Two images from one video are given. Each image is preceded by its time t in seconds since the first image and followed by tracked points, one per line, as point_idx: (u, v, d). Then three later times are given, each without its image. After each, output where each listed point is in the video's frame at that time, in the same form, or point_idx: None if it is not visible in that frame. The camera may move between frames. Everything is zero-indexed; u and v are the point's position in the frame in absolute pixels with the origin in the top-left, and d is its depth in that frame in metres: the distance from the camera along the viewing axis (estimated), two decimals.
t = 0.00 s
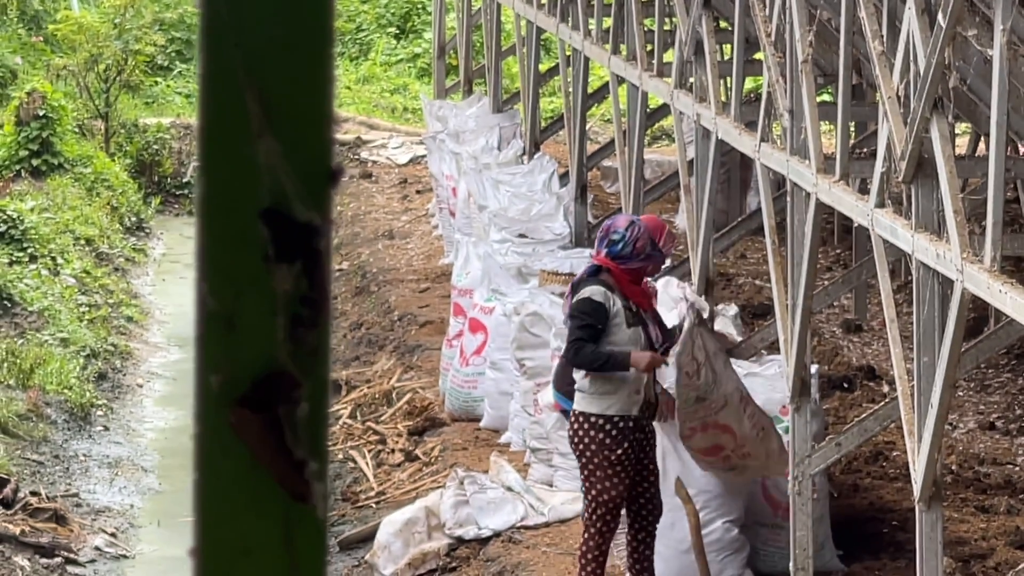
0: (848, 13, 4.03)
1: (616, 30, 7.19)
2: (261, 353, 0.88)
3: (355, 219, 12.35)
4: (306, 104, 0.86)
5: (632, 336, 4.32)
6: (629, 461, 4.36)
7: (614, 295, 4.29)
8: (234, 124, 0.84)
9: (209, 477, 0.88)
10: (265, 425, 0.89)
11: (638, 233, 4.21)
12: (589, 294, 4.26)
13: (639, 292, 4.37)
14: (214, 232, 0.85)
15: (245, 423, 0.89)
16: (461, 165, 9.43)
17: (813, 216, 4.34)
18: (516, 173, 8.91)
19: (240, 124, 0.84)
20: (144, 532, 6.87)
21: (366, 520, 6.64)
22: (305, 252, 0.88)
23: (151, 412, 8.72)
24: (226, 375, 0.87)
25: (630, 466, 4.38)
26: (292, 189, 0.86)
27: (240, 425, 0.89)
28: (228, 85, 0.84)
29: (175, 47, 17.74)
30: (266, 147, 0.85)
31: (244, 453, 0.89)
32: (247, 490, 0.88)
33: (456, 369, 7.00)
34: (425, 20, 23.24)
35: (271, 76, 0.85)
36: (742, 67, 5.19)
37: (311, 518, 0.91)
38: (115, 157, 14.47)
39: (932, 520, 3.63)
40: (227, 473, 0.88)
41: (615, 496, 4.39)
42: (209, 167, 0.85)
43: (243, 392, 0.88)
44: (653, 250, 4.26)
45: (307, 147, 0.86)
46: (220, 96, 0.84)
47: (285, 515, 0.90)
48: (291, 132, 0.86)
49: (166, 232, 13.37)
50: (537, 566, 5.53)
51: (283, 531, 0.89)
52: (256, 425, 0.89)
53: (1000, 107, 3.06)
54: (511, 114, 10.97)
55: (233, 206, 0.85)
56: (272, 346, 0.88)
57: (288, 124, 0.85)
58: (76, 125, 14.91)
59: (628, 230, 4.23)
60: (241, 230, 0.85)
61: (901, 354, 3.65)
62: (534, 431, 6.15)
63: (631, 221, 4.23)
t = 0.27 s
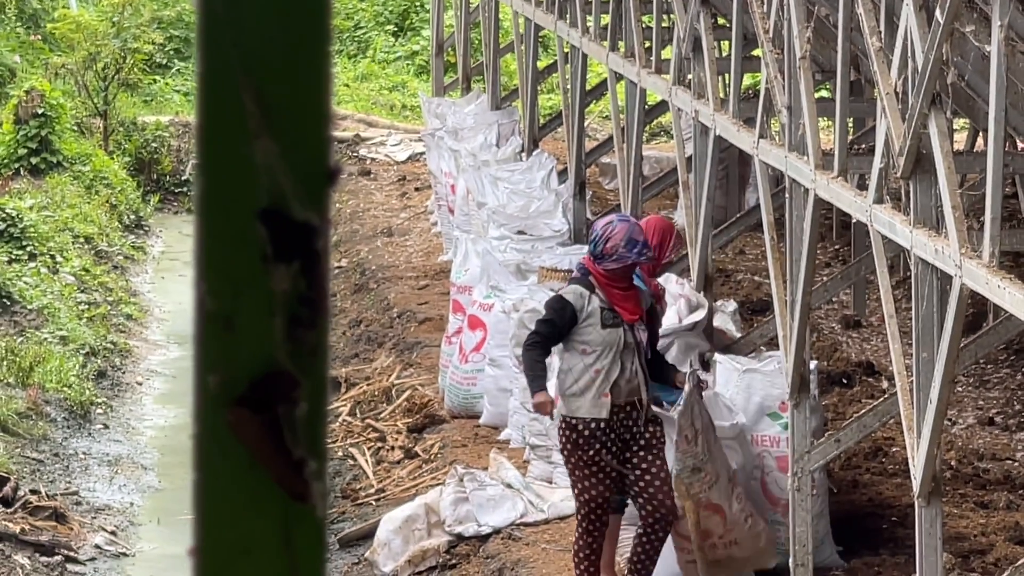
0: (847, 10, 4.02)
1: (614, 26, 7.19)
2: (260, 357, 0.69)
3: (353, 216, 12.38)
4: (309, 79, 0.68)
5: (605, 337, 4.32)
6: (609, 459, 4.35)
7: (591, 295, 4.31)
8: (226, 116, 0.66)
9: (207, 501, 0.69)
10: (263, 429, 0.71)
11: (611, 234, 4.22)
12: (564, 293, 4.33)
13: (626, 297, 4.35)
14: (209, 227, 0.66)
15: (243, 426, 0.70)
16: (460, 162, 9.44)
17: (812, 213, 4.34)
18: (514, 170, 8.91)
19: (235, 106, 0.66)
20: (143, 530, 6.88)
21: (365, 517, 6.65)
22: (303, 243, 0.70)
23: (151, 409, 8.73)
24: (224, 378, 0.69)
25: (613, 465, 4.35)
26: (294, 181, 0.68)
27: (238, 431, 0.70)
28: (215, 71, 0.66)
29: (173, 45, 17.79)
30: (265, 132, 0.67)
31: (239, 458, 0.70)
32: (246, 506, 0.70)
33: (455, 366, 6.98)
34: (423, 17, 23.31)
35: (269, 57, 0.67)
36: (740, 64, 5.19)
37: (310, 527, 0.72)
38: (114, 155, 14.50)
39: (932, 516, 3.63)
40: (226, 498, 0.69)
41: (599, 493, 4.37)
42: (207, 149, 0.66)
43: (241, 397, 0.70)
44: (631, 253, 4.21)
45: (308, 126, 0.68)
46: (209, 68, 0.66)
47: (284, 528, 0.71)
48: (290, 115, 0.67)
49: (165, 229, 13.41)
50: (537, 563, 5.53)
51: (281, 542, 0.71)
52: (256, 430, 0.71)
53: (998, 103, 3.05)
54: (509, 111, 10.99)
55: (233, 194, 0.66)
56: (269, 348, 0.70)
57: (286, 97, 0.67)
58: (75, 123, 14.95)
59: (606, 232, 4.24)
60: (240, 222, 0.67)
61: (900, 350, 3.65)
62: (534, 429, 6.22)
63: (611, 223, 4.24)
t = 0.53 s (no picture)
0: (843, 7, 4.03)
1: (610, 24, 7.19)
2: (258, 358, 0.68)
3: (351, 215, 12.38)
4: (307, 87, 0.67)
5: (597, 338, 4.28)
6: (594, 459, 4.34)
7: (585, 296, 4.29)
8: (225, 124, 0.65)
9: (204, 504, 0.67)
10: (260, 428, 0.69)
11: (604, 236, 4.19)
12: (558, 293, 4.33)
13: (621, 299, 4.31)
14: (208, 235, 0.65)
15: (241, 423, 0.69)
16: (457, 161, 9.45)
17: (808, 210, 4.34)
18: (512, 168, 8.90)
19: (233, 114, 0.65)
20: (141, 530, 6.88)
21: (364, 516, 6.65)
22: (297, 244, 0.68)
23: (149, 409, 8.73)
24: (223, 375, 0.67)
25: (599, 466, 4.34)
26: (288, 190, 0.67)
27: (236, 426, 0.69)
28: (212, 80, 0.64)
29: (170, 44, 17.77)
30: (261, 141, 0.65)
31: (237, 455, 0.69)
32: (243, 502, 0.68)
33: (453, 365, 6.93)
34: (421, 15, 23.29)
35: (264, 67, 0.65)
36: (737, 61, 5.19)
37: (304, 524, 0.70)
38: (111, 154, 14.49)
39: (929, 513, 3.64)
40: (222, 500, 0.67)
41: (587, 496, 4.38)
42: (203, 154, 0.64)
43: (241, 395, 0.68)
44: (622, 255, 4.17)
45: (303, 131, 0.67)
46: (205, 77, 0.64)
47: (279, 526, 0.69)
48: (285, 125, 0.66)
49: (163, 229, 13.40)
50: (535, 561, 5.53)
51: (277, 537, 0.69)
52: (253, 428, 0.69)
53: (995, 100, 3.06)
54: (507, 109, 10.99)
55: (231, 199, 0.65)
56: (265, 350, 0.68)
57: (281, 89, 0.65)
58: (72, 122, 14.94)
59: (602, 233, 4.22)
60: (237, 228, 0.66)
61: (897, 348, 3.66)
62: (532, 427, 6.23)
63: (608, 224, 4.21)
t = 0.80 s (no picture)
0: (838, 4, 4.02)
1: (605, 23, 7.19)
2: (250, 357, 0.60)
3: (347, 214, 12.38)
4: (299, 67, 0.59)
5: (599, 341, 4.27)
6: (591, 465, 4.33)
7: (587, 299, 4.30)
8: (215, 114, 0.57)
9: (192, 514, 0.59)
10: (253, 427, 0.61)
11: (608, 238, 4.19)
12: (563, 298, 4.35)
13: (623, 301, 4.29)
14: (195, 224, 0.57)
15: (234, 426, 0.61)
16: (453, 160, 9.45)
17: (804, 208, 4.34)
18: (507, 167, 8.90)
19: (222, 102, 0.57)
20: (138, 529, 6.87)
21: (360, 515, 6.65)
22: (293, 237, 0.60)
23: (144, 408, 8.72)
24: (213, 379, 0.59)
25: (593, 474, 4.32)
26: (284, 179, 0.59)
27: (228, 431, 0.61)
28: (199, 66, 0.57)
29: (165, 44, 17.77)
30: (254, 128, 0.58)
31: (227, 460, 0.60)
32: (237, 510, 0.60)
33: (449, 362, 6.99)
34: (415, 15, 23.33)
35: (255, 53, 0.57)
36: (732, 60, 5.19)
37: (300, 533, 0.62)
38: (107, 154, 14.49)
39: (927, 511, 3.62)
40: (210, 512, 0.59)
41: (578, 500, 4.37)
42: (192, 144, 0.57)
43: (230, 397, 0.60)
44: (624, 258, 4.15)
45: (299, 110, 0.59)
46: (193, 61, 0.57)
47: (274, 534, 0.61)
48: (280, 107, 0.58)
49: (159, 228, 13.40)
50: (532, 559, 5.53)
51: (273, 551, 0.61)
52: (245, 430, 0.61)
53: (991, 97, 3.06)
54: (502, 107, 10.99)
55: (219, 187, 0.57)
56: (257, 348, 0.60)
57: (275, 92, 0.58)
58: (67, 122, 14.94)
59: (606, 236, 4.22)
60: (227, 218, 0.58)
61: (893, 346, 3.66)
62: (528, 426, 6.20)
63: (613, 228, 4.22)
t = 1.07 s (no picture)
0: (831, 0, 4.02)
1: (598, 19, 7.19)
2: (243, 355, 0.59)
3: (340, 211, 12.38)
4: (291, 64, 0.58)
5: (611, 344, 4.23)
6: (599, 464, 4.29)
7: (599, 301, 4.21)
8: (208, 114, 0.57)
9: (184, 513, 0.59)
10: (247, 426, 0.60)
11: (617, 236, 4.11)
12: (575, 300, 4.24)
13: (634, 302, 4.22)
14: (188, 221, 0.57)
15: (227, 424, 0.60)
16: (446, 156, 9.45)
17: (797, 203, 4.34)
18: (500, 164, 8.90)
19: (213, 101, 0.57)
20: (132, 526, 6.88)
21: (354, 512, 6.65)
22: (286, 238, 0.60)
23: (138, 405, 8.72)
24: (205, 377, 0.58)
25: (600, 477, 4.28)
26: (277, 178, 0.58)
27: (222, 430, 0.60)
28: (191, 63, 0.56)
29: (157, 42, 17.75)
30: (246, 126, 0.57)
31: (220, 460, 0.60)
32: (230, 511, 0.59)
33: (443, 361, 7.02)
34: (408, 12, 23.33)
35: (247, 55, 0.57)
36: (725, 56, 5.19)
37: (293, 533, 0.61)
38: (100, 152, 14.47)
39: (919, 506, 3.64)
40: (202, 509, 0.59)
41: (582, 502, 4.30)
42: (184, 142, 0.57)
43: (222, 394, 0.59)
44: (633, 257, 4.08)
45: (290, 107, 0.58)
46: (184, 60, 0.56)
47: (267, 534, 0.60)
48: (272, 105, 0.58)
49: (152, 226, 13.40)
50: (526, 555, 5.54)
51: (267, 552, 0.60)
52: (238, 428, 0.60)
53: (983, 93, 3.06)
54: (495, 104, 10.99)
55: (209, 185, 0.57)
56: (250, 347, 0.59)
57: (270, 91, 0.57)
58: (60, 120, 14.93)
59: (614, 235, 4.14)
60: (218, 216, 0.57)
61: (887, 341, 3.67)
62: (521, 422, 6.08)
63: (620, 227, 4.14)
